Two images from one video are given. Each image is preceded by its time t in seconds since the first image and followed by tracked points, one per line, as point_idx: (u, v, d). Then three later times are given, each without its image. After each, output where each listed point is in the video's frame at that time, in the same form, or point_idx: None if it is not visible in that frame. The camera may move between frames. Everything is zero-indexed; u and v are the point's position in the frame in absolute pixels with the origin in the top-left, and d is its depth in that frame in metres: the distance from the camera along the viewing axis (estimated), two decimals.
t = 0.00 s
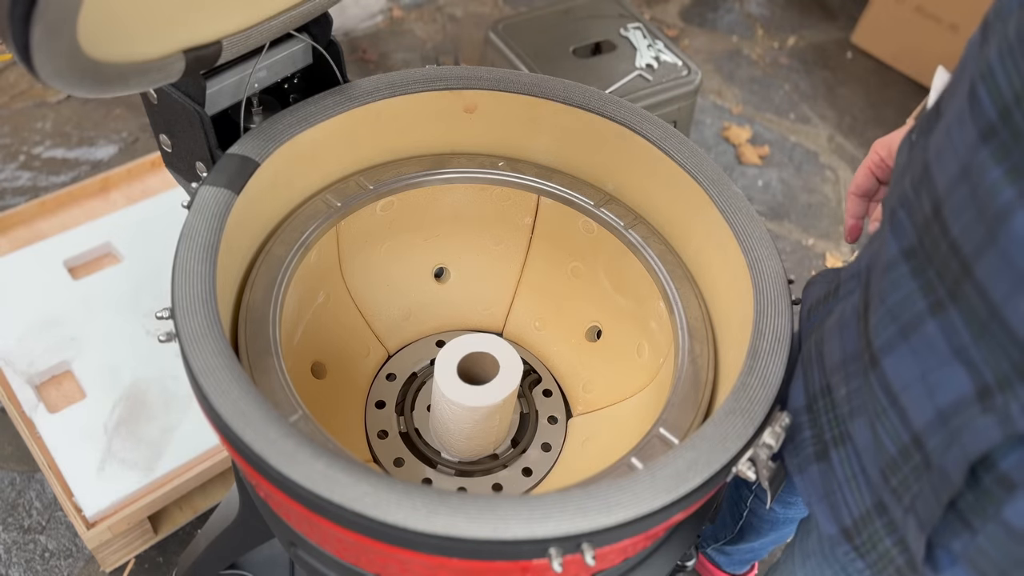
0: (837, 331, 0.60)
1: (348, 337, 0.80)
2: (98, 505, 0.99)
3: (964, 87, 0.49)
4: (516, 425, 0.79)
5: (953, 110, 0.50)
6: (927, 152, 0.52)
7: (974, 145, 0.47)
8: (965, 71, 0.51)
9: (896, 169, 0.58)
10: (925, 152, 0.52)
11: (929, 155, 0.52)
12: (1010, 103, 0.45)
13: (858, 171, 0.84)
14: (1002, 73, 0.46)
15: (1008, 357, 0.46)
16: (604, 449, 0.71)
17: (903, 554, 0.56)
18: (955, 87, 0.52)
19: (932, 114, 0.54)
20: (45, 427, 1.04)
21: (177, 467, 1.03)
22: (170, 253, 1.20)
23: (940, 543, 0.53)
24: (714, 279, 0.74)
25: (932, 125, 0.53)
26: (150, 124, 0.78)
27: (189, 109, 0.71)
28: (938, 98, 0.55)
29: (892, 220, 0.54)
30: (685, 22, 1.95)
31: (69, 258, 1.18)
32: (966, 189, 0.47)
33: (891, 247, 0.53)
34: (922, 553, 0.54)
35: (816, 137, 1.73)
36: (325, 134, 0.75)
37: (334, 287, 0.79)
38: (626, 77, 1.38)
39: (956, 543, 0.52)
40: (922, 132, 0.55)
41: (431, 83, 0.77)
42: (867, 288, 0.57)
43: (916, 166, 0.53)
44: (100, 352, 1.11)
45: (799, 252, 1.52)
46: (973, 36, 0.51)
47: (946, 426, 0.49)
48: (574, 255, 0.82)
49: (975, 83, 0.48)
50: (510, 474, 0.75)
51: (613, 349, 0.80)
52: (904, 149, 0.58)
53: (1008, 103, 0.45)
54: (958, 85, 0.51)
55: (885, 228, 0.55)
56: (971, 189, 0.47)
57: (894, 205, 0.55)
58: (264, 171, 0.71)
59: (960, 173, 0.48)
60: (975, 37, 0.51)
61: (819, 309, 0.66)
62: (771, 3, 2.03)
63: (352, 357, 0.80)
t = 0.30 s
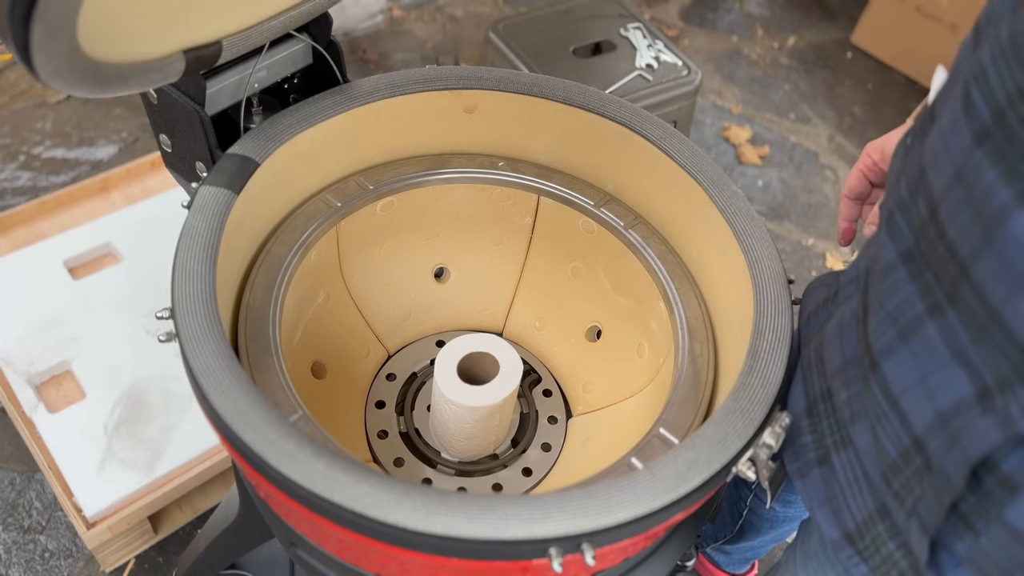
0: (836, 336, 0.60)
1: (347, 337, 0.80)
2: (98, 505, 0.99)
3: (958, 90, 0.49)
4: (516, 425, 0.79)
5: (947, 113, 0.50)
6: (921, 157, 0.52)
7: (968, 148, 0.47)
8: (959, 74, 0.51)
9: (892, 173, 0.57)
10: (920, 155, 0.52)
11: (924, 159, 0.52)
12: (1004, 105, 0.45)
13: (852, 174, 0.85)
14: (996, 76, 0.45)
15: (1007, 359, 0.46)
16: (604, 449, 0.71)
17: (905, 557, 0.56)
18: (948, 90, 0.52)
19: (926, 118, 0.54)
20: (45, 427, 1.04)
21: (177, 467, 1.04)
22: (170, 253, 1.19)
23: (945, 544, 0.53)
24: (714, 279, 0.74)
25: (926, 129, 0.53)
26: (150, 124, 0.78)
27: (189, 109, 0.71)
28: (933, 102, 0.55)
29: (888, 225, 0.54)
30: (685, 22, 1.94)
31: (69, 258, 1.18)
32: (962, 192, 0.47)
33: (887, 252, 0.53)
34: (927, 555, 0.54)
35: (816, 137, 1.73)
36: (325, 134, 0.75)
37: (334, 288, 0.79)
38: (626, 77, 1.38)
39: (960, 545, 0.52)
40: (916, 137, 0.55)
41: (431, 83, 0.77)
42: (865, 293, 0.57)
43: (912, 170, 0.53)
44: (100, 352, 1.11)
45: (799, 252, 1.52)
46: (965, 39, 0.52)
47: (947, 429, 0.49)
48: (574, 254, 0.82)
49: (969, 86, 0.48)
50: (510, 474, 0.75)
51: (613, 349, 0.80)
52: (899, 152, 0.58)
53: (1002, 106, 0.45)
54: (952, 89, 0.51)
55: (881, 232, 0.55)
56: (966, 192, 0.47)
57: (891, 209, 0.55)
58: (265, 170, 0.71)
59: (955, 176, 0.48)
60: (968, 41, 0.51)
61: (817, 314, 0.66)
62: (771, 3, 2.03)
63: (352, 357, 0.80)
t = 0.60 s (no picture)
0: (837, 337, 0.60)
1: (347, 337, 0.80)
2: (98, 505, 0.99)
3: (959, 89, 0.49)
4: (516, 425, 0.79)
5: (947, 113, 0.50)
6: (921, 157, 0.52)
7: (970, 148, 0.47)
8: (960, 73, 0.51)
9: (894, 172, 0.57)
10: (921, 154, 0.53)
11: (925, 158, 0.52)
12: (1005, 106, 0.45)
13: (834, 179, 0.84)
14: (997, 77, 0.45)
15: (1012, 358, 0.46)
16: (604, 449, 0.71)
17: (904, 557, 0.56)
18: (949, 89, 0.52)
19: (927, 116, 0.55)
20: (45, 427, 1.04)
21: (177, 467, 1.04)
22: (170, 253, 1.19)
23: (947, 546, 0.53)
24: (714, 280, 0.74)
25: (928, 127, 0.54)
26: (150, 124, 0.78)
27: (189, 109, 0.71)
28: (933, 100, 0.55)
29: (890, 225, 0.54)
30: (685, 22, 1.95)
31: (69, 258, 1.18)
32: (964, 193, 0.47)
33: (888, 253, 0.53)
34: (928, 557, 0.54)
35: (815, 137, 1.73)
36: (325, 134, 0.75)
37: (335, 288, 0.79)
38: (626, 77, 1.38)
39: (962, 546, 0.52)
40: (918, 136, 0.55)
41: (431, 84, 0.77)
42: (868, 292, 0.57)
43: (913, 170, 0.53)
44: (100, 352, 1.11)
45: (799, 252, 1.52)
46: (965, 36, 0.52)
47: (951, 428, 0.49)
48: (574, 255, 0.82)
49: (969, 87, 0.48)
50: (510, 474, 0.75)
51: (613, 348, 0.80)
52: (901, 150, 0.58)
53: (1004, 106, 0.45)
54: (952, 90, 0.51)
55: (882, 232, 0.55)
56: (968, 193, 0.47)
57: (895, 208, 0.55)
58: (265, 170, 0.71)
59: (957, 177, 0.48)
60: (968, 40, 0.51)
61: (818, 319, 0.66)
62: (772, 3, 2.03)
63: (351, 356, 0.80)
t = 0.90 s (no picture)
0: (846, 341, 0.61)
1: (347, 336, 0.80)
2: (98, 505, 0.99)
3: (967, 102, 0.52)
4: (516, 426, 0.79)
5: (956, 122, 0.53)
6: (932, 164, 0.55)
7: (984, 156, 0.50)
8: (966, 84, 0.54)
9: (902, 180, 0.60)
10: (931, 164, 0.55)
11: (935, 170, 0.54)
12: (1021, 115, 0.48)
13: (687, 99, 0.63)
14: (1009, 84, 0.49)
15: None
16: (605, 449, 0.71)
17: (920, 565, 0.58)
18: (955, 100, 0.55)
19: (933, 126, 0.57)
20: (45, 427, 1.04)
21: (177, 467, 1.04)
22: (170, 253, 1.20)
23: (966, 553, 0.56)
24: (714, 280, 0.74)
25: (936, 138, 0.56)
26: (151, 124, 0.78)
27: (189, 109, 0.71)
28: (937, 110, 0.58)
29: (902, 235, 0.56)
30: (685, 22, 1.94)
31: (69, 258, 1.18)
32: (978, 201, 0.50)
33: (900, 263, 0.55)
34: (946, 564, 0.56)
35: (816, 137, 1.72)
36: (325, 134, 0.75)
37: (334, 288, 0.79)
38: (626, 78, 1.39)
39: (983, 552, 0.55)
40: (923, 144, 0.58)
41: (431, 84, 0.77)
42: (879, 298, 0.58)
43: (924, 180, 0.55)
44: (100, 352, 1.11)
45: (799, 252, 1.52)
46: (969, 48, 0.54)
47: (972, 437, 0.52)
48: (575, 254, 0.82)
49: (980, 95, 0.51)
50: (510, 474, 0.75)
51: (613, 348, 0.80)
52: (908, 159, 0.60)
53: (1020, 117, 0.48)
54: (959, 102, 0.54)
55: (892, 240, 0.57)
56: (984, 201, 0.50)
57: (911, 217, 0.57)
58: (265, 171, 0.71)
59: (972, 185, 0.51)
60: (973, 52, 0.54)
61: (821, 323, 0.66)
62: (772, 3, 2.03)
63: (351, 356, 0.80)
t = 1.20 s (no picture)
0: (866, 376, 0.65)
1: (347, 337, 0.80)
2: (98, 505, 0.99)
3: (978, 156, 0.56)
4: (516, 425, 0.79)
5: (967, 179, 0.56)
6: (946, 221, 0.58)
7: (1010, 219, 0.53)
8: (972, 137, 0.58)
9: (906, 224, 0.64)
10: (942, 213, 0.59)
11: (949, 220, 0.58)
12: None
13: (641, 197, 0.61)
14: None
15: None
16: (605, 449, 0.71)
17: None
18: (961, 150, 0.58)
19: (935, 173, 0.61)
20: (45, 426, 1.04)
21: (177, 467, 1.04)
22: (170, 253, 1.20)
23: None
24: (714, 280, 0.74)
25: (944, 184, 0.60)
26: (150, 124, 0.78)
27: (189, 109, 0.71)
28: (936, 155, 0.62)
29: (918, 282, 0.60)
30: (685, 22, 1.94)
31: (69, 258, 1.18)
32: (1009, 262, 0.53)
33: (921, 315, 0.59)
34: None
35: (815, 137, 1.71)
36: (325, 134, 0.75)
37: (335, 288, 0.79)
38: (626, 78, 1.38)
39: None
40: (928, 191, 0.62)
41: (431, 84, 0.77)
42: (899, 339, 0.61)
43: (937, 227, 0.59)
44: (100, 352, 1.11)
45: (799, 252, 1.52)
46: (965, 99, 0.58)
47: None
48: (575, 254, 0.82)
49: (993, 156, 0.55)
50: (510, 474, 0.75)
51: (613, 348, 0.80)
52: (909, 201, 0.65)
53: None
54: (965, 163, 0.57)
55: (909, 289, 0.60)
56: (1014, 262, 0.53)
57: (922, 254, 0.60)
58: (264, 171, 0.71)
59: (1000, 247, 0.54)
60: (972, 102, 0.58)
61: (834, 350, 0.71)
62: (772, 3, 2.03)
63: (351, 356, 0.80)
